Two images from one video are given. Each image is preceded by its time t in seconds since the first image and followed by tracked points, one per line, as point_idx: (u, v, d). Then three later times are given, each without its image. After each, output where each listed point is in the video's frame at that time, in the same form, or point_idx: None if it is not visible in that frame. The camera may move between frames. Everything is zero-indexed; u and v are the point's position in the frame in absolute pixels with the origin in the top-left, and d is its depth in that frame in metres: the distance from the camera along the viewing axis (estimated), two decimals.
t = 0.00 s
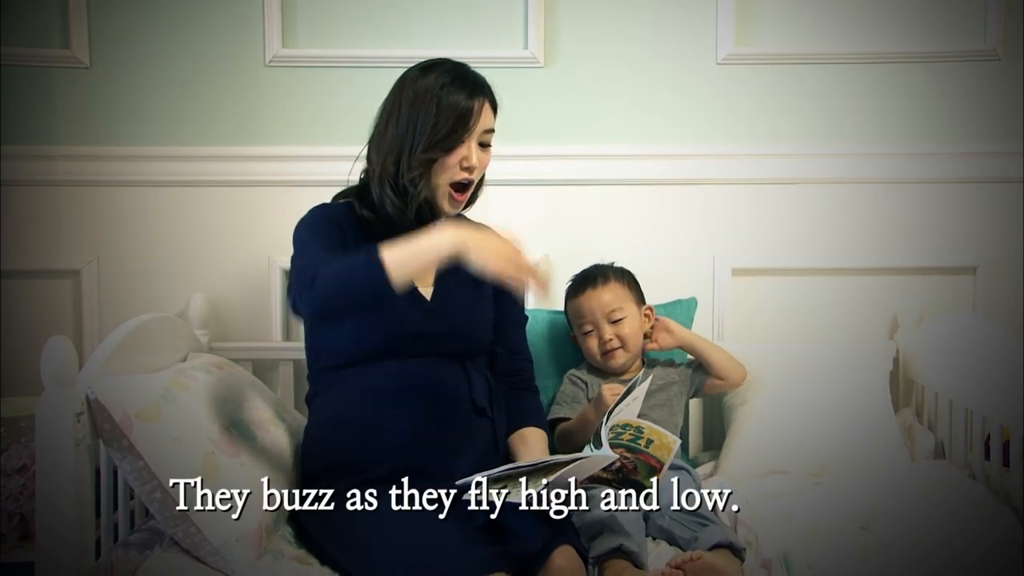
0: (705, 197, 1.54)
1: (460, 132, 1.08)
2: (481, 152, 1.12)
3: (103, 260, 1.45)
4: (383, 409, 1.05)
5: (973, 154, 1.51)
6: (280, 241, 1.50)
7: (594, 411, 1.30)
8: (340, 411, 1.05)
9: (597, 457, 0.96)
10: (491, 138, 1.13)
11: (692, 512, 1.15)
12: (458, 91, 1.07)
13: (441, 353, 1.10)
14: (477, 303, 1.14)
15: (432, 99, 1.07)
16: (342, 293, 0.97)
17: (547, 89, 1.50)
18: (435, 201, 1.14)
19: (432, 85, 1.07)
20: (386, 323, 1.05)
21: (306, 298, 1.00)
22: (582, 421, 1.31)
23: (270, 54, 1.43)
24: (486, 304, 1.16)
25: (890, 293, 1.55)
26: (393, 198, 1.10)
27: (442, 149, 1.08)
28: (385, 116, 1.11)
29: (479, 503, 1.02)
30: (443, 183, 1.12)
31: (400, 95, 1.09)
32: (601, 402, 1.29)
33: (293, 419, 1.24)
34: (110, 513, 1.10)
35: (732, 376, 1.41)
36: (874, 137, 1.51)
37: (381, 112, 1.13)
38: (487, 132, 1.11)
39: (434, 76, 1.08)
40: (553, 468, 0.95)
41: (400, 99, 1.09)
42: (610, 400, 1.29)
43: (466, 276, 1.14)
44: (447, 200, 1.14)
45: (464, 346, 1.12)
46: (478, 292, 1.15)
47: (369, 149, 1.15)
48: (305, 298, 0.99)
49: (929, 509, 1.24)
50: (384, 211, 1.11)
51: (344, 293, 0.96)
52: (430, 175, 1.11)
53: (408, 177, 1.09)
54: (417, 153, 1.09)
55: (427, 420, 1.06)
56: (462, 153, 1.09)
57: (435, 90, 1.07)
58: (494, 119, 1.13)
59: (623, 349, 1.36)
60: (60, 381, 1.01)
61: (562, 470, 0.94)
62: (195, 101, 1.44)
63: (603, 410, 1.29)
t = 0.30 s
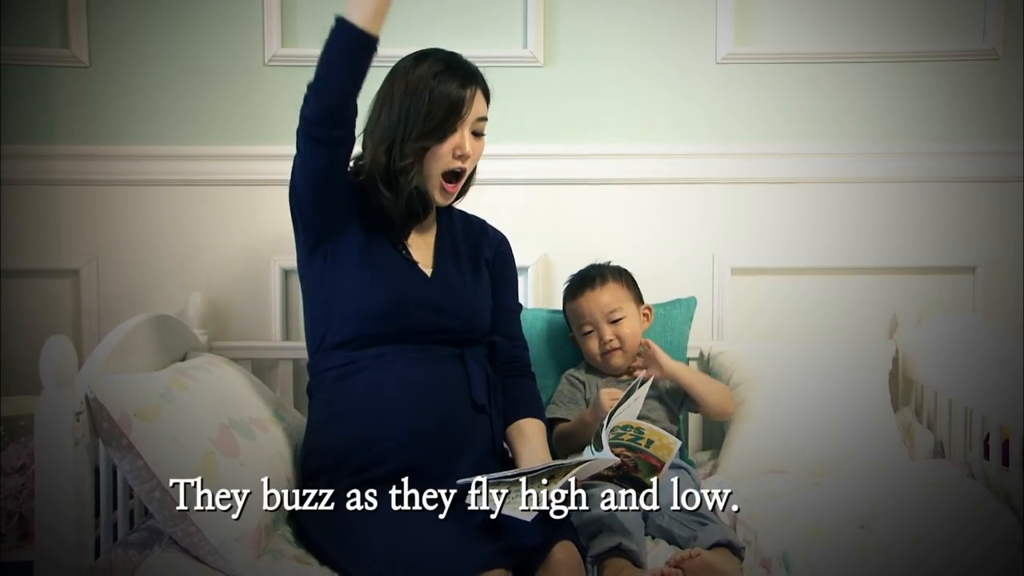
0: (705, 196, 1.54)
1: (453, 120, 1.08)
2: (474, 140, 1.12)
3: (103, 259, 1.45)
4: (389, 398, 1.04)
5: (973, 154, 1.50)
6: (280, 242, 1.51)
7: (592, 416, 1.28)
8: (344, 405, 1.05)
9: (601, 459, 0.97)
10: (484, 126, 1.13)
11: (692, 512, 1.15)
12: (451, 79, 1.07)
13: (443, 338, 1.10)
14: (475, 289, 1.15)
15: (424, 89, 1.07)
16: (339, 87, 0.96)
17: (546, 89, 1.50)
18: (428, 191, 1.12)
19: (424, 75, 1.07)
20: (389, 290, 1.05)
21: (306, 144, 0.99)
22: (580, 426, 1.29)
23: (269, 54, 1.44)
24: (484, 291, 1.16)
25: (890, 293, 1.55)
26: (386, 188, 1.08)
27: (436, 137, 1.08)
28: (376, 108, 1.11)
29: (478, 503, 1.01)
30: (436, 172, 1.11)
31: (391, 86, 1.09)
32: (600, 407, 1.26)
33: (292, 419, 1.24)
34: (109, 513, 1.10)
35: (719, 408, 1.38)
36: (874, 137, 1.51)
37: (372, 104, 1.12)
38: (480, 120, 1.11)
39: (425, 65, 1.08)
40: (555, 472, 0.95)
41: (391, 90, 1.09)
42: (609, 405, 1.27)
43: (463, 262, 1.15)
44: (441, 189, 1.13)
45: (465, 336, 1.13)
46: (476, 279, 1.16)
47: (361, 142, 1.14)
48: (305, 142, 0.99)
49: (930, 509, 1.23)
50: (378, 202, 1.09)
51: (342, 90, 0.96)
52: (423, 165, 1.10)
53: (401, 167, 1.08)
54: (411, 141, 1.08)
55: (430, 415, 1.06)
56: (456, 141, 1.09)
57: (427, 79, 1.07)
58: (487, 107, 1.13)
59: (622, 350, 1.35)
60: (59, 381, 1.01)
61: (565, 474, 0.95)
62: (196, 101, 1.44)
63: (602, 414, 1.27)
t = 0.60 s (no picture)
0: (705, 195, 1.54)
1: (453, 115, 1.08)
2: (475, 135, 1.12)
3: (103, 259, 1.45)
4: (389, 395, 1.04)
5: (973, 153, 1.50)
6: (279, 241, 1.51)
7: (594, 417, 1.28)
8: (343, 403, 1.05)
9: (602, 456, 0.96)
10: (484, 121, 1.13)
11: (692, 512, 1.15)
12: (450, 74, 1.08)
13: (443, 335, 1.10)
14: (476, 287, 1.14)
15: (424, 84, 1.07)
16: (324, 41, 0.97)
17: (546, 89, 1.50)
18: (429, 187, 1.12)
19: (423, 70, 1.08)
20: (389, 281, 1.05)
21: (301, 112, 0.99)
22: (580, 427, 1.29)
23: (269, 53, 1.44)
24: (485, 289, 1.16)
25: (890, 293, 1.55)
26: (387, 183, 1.08)
27: (436, 132, 1.09)
28: (376, 104, 1.11)
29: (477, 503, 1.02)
30: (437, 167, 1.11)
31: (391, 82, 1.09)
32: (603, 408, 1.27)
33: (291, 418, 1.25)
34: (109, 512, 1.09)
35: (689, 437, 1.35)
36: (874, 136, 1.51)
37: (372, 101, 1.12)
38: (480, 115, 1.11)
39: (424, 61, 1.08)
40: (555, 468, 0.94)
41: (391, 86, 1.09)
42: (612, 405, 1.27)
43: (464, 260, 1.15)
44: (442, 186, 1.13)
45: (465, 335, 1.12)
46: (477, 277, 1.15)
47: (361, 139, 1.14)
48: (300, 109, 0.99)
49: (930, 509, 1.23)
50: (377, 197, 1.09)
51: (329, 45, 0.98)
52: (423, 161, 1.10)
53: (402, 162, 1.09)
54: (411, 136, 1.09)
55: (430, 415, 1.05)
56: (456, 136, 1.09)
57: (427, 75, 1.07)
58: (487, 102, 1.13)
59: (628, 350, 1.36)
60: (58, 381, 1.01)
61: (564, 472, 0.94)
62: (196, 101, 1.44)
63: (604, 415, 1.27)
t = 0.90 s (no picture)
0: (704, 195, 1.54)
1: (453, 116, 1.08)
2: (474, 136, 1.12)
3: (103, 259, 1.45)
4: (389, 395, 1.04)
5: (972, 153, 1.50)
6: (279, 241, 1.50)
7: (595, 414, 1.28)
8: (343, 404, 1.04)
9: (601, 456, 0.96)
10: (483, 122, 1.13)
11: (692, 512, 1.15)
12: (449, 75, 1.08)
13: (443, 336, 1.10)
14: (476, 288, 1.14)
15: (423, 85, 1.07)
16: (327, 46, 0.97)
17: (546, 89, 1.50)
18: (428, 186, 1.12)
19: (422, 72, 1.07)
20: (389, 282, 1.05)
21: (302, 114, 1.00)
22: (581, 423, 1.28)
23: (268, 53, 1.44)
24: (484, 289, 1.16)
25: (890, 292, 1.55)
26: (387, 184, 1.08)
27: (436, 132, 1.09)
28: (375, 105, 1.11)
29: (477, 503, 1.02)
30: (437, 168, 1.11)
31: (390, 83, 1.09)
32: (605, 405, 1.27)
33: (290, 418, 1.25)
34: (108, 513, 1.10)
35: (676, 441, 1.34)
36: (873, 136, 1.51)
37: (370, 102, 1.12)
38: (479, 116, 1.12)
39: (424, 61, 1.08)
40: (555, 470, 0.95)
41: (390, 87, 1.09)
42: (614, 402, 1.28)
43: (463, 260, 1.15)
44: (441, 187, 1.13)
45: (464, 335, 1.12)
46: (476, 277, 1.16)
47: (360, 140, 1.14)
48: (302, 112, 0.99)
49: (929, 509, 1.23)
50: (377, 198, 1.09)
51: (332, 48, 0.97)
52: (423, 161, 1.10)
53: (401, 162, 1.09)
54: (411, 137, 1.09)
55: (430, 415, 1.05)
56: (456, 136, 1.10)
57: (426, 75, 1.07)
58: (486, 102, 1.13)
59: (630, 345, 1.36)
60: (56, 381, 1.00)
61: (564, 473, 0.94)
62: (196, 101, 1.44)
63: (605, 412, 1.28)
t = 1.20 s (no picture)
0: (704, 195, 1.54)
1: (453, 115, 1.09)
2: (472, 134, 1.13)
3: (103, 260, 1.45)
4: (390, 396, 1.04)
5: (972, 153, 1.50)
6: (279, 241, 1.50)
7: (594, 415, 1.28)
8: (343, 405, 1.04)
9: (601, 456, 0.95)
10: (480, 121, 1.14)
11: (692, 512, 1.15)
12: (448, 75, 1.08)
13: (442, 336, 1.10)
14: (475, 289, 1.15)
15: (422, 85, 1.08)
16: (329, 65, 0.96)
17: (546, 89, 1.50)
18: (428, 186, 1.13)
19: (420, 72, 1.08)
20: (389, 286, 1.05)
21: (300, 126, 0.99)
22: (579, 424, 1.29)
23: (268, 53, 1.44)
24: (483, 290, 1.17)
25: (890, 292, 1.55)
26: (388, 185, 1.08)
27: (436, 131, 1.09)
28: (372, 106, 1.11)
29: (478, 503, 1.02)
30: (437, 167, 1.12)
31: (387, 83, 1.09)
32: (603, 406, 1.28)
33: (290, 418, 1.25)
34: (108, 513, 1.10)
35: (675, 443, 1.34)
36: (873, 136, 1.51)
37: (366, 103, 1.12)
38: (477, 115, 1.13)
39: (422, 61, 1.09)
40: (555, 470, 0.95)
41: (387, 87, 1.09)
42: (611, 403, 1.28)
43: (462, 260, 1.15)
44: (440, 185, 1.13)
45: (464, 335, 1.13)
46: (474, 276, 1.16)
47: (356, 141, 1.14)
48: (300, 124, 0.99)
49: (929, 509, 1.23)
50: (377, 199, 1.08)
51: (335, 65, 0.97)
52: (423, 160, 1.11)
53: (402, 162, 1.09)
54: (411, 137, 1.09)
55: (430, 415, 1.06)
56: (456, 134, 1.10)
57: (425, 75, 1.08)
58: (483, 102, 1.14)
59: (635, 342, 1.36)
60: (57, 381, 1.00)
61: (564, 474, 0.94)
62: (196, 101, 1.44)
63: (603, 412, 1.28)
